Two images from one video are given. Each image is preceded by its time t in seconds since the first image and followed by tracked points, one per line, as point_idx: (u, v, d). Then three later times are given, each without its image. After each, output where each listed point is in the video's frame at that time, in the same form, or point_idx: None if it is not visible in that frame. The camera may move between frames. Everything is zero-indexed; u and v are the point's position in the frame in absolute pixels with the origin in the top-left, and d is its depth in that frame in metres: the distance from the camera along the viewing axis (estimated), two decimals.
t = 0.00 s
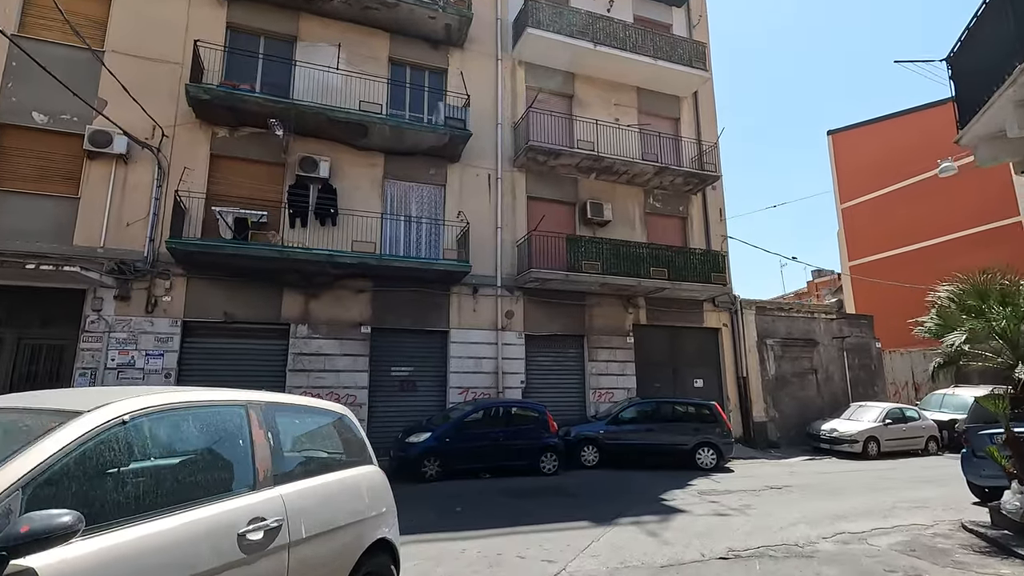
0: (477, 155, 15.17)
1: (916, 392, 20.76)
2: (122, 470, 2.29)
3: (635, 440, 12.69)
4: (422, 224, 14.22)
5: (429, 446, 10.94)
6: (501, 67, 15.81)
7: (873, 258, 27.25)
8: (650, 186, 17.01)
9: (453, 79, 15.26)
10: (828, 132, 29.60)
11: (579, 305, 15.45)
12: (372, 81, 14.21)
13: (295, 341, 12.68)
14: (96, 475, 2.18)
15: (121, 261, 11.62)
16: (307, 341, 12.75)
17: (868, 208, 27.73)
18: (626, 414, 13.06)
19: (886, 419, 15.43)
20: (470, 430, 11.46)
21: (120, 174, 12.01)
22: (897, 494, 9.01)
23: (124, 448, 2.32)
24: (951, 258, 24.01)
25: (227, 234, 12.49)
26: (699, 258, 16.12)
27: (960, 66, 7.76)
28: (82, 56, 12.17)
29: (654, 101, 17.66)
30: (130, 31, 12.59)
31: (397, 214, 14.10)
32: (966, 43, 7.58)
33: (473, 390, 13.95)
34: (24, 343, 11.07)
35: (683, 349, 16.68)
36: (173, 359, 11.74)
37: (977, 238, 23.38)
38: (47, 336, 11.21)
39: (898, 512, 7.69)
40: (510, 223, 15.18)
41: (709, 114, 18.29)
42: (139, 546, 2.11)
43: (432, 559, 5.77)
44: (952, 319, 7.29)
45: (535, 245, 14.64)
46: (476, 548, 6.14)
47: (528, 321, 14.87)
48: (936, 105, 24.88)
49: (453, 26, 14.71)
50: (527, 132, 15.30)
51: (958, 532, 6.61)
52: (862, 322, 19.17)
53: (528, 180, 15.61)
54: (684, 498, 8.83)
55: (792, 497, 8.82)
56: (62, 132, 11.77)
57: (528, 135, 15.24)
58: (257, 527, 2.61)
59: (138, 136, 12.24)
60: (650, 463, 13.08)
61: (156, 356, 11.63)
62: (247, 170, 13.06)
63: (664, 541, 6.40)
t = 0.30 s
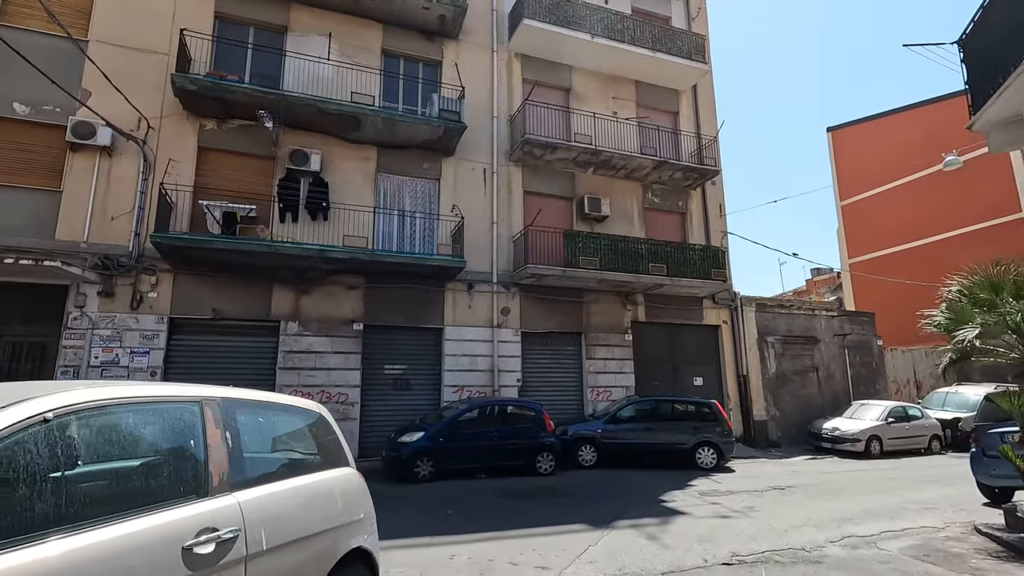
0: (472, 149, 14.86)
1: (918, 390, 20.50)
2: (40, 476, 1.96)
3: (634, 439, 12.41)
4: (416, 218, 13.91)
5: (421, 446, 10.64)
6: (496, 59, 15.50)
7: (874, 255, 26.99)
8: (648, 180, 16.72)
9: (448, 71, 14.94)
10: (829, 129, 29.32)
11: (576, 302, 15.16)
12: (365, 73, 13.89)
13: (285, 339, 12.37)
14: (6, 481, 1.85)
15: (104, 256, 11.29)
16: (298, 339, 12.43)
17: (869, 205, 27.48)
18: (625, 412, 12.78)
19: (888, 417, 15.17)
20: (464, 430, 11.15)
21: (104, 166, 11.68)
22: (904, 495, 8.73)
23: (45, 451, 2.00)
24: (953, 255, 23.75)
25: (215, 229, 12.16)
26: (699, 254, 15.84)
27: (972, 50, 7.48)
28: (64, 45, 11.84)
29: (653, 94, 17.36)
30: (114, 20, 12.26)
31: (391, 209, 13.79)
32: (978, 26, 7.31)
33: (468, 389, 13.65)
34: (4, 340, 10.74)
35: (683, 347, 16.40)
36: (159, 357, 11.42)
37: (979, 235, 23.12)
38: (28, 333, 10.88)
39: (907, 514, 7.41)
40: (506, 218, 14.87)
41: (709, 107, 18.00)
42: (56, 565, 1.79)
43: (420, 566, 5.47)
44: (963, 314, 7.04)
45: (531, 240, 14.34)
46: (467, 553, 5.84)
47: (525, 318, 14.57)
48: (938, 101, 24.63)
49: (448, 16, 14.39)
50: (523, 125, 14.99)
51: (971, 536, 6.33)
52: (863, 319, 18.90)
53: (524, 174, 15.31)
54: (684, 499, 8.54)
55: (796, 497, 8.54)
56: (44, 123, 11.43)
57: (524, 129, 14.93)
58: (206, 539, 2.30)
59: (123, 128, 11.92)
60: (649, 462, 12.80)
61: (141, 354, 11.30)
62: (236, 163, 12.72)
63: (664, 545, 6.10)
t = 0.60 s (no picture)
0: (473, 142, 14.58)
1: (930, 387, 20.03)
2: None
3: (639, 438, 12.12)
4: (416, 213, 13.64)
5: (421, 446, 10.38)
6: (498, 50, 15.20)
7: (885, 250, 26.50)
8: (654, 174, 16.37)
9: (448, 62, 14.64)
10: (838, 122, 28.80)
11: (580, 298, 14.85)
12: (364, 64, 13.61)
13: (283, 336, 12.14)
14: None
15: (98, 252, 11.09)
16: (296, 336, 12.21)
17: (880, 199, 26.96)
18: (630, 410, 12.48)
19: (901, 415, 14.78)
20: (465, 429, 10.88)
21: (98, 160, 11.47)
22: (920, 496, 8.40)
23: None
24: (967, 250, 23.26)
25: (211, 224, 11.93)
26: (705, 249, 15.49)
27: (998, 30, 7.11)
28: (57, 37, 11.63)
29: (658, 86, 17.00)
30: (108, 12, 12.04)
31: (390, 203, 13.52)
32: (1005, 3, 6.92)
33: (470, 386, 13.39)
34: None
35: (689, 344, 16.06)
36: (154, 354, 11.21)
37: (994, 229, 22.56)
38: (21, 330, 10.70)
39: (926, 517, 7.08)
40: (508, 212, 14.58)
41: (715, 99, 17.61)
42: None
43: (412, 573, 5.20)
44: (986, 307, 6.71)
45: (534, 235, 14.04)
46: (463, 560, 5.57)
47: (528, 315, 14.29)
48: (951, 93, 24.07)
49: (449, 6, 14.07)
50: (525, 117, 14.68)
51: (996, 541, 5.99)
52: (874, 315, 18.48)
53: (527, 168, 15.00)
54: (692, 501, 8.24)
55: (808, 499, 8.23)
56: (36, 117, 11.22)
57: (526, 121, 14.62)
58: (148, 556, 2.04)
59: (117, 122, 11.71)
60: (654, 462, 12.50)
61: (136, 351, 11.09)
62: (232, 157, 12.48)
63: (670, 551, 5.81)
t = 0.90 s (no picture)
0: (469, 135, 14.28)
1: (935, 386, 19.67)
2: None
3: (637, 436, 11.83)
4: (410, 206, 13.34)
5: (412, 444, 10.10)
6: (494, 41, 14.89)
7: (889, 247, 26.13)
8: (653, 168, 16.06)
9: (443, 53, 14.32)
10: (841, 118, 28.42)
11: (578, 294, 14.55)
12: (357, 55, 13.32)
13: (273, 332, 11.87)
14: None
15: (82, 245, 10.81)
16: (285, 332, 11.93)
17: (884, 196, 26.60)
18: (628, 409, 12.17)
19: (906, 414, 14.47)
20: (457, 428, 10.57)
21: (82, 151, 11.20)
22: (928, 497, 8.09)
23: None
24: (973, 246, 22.86)
25: (199, 217, 11.65)
26: (706, 244, 15.18)
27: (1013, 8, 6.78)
28: (40, 26, 11.35)
29: (658, 78, 16.67)
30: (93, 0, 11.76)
31: (383, 196, 13.24)
32: None
33: (465, 384, 13.10)
34: None
35: (689, 341, 15.75)
36: (139, 351, 10.93)
37: (999, 225, 22.17)
38: (3, 326, 10.43)
39: (934, 519, 6.77)
40: (504, 206, 14.28)
41: (717, 92, 17.28)
42: None
43: None
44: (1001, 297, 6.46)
45: (530, 229, 13.73)
46: (447, 565, 5.27)
47: (524, 311, 13.99)
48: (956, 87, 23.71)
49: None
50: (522, 109, 14.36)
51: (1010, 545, 5.68)
52: (878, 312, 18.16)
53: (523, 161, 14.70)
54: (690, 502, 7.96)
55: (810, 500, 7.93)
56: (19, 107, 10.95)
57: (523, 113, 14.31)
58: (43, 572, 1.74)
59: (102, 112, 11.43)
60: (652, 462, 12.20)
61: (120, 347, 10.82)
62: (221, 148, 12.19)
63: (666, 555, 5.51)
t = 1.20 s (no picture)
0: (462, 126, 13.95)
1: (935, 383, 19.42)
2: None
3: (632, 434, 11.58)
4: (401, 198, 13.03)
5: (400, 442, 9.82)
6: (488, 30, 14.54)
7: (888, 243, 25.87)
8: (651, 160, 15.76)
9: (436, 42, 13.98)
10: (840, 113, 28.11)
11: (573, 289, 14.27)
12: (346, 42, 12.98)
13: (259, 327, 11.57)
14: None
15: (61, 237, 10.50)
16: (272, 327, 11.64)
17: (883, 191, 26.31)
18: (623, 406, 11.92)
19: (906, 411, 14.23)
20: (448, 426, 10.30)
21: (62, 141, 10.87)
22: (930, 498, 7.83)
23: None
24: (976, 243, 22.52)
25: (183, 209, 11.33)
26: (704, 238, 14.90)
27: None
28: (17, 11, 11.00)
29: (655, 69, 16.34)
30: None
31: (374, 188, 12.93)
32: None
33: (457, 380, 12.83)
34: None
35: (687, 337, 15.49)
36: (121, 346, 10.63)
37: (999, 221, 21.91)
38: None
39: (938, 521, 6.52)
40: (498, 199, 13.97)
41: (716, 83, 16.96)
42: None
43: None
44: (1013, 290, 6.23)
45: (524, 222, 13.42)
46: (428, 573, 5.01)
47: (517, 306, 13.70)
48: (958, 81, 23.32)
49: None
50: (516, 100, 14.03)
51: (1020, 551, 5.42)
52: (878, 308, 17.91)
53: (518, 153, 14.38)
54: (685, 503, 7.70)
55: (809, 501, 7.68)
56: None
57: (517, 103, 13.98)
58: None
59: (82, 101, 11.09)
60: (648, 460, 11.96)
61: (101, 343, 10.52)
62: (206, 138, 11.86)
63: (659, 562, 5.25)
